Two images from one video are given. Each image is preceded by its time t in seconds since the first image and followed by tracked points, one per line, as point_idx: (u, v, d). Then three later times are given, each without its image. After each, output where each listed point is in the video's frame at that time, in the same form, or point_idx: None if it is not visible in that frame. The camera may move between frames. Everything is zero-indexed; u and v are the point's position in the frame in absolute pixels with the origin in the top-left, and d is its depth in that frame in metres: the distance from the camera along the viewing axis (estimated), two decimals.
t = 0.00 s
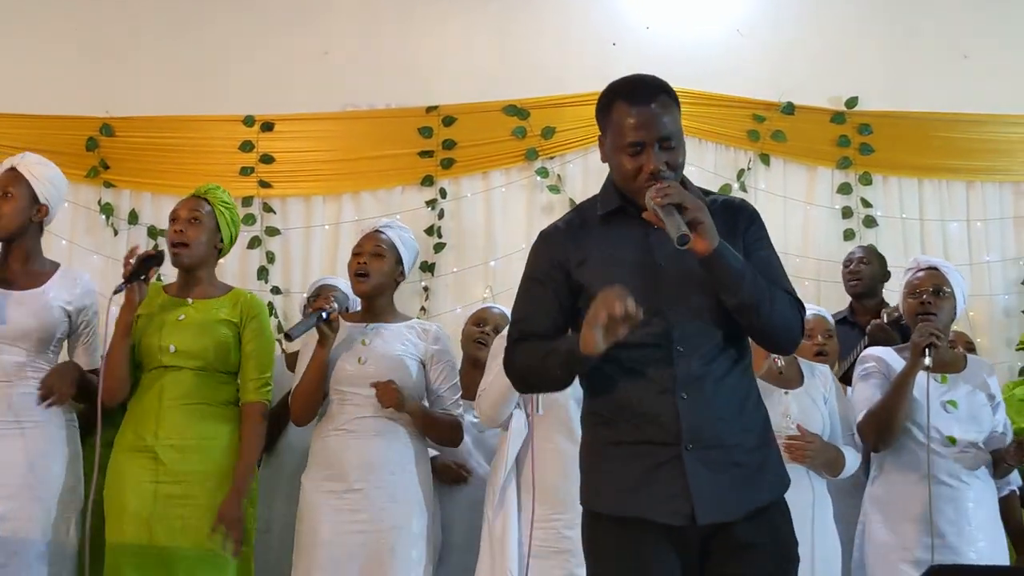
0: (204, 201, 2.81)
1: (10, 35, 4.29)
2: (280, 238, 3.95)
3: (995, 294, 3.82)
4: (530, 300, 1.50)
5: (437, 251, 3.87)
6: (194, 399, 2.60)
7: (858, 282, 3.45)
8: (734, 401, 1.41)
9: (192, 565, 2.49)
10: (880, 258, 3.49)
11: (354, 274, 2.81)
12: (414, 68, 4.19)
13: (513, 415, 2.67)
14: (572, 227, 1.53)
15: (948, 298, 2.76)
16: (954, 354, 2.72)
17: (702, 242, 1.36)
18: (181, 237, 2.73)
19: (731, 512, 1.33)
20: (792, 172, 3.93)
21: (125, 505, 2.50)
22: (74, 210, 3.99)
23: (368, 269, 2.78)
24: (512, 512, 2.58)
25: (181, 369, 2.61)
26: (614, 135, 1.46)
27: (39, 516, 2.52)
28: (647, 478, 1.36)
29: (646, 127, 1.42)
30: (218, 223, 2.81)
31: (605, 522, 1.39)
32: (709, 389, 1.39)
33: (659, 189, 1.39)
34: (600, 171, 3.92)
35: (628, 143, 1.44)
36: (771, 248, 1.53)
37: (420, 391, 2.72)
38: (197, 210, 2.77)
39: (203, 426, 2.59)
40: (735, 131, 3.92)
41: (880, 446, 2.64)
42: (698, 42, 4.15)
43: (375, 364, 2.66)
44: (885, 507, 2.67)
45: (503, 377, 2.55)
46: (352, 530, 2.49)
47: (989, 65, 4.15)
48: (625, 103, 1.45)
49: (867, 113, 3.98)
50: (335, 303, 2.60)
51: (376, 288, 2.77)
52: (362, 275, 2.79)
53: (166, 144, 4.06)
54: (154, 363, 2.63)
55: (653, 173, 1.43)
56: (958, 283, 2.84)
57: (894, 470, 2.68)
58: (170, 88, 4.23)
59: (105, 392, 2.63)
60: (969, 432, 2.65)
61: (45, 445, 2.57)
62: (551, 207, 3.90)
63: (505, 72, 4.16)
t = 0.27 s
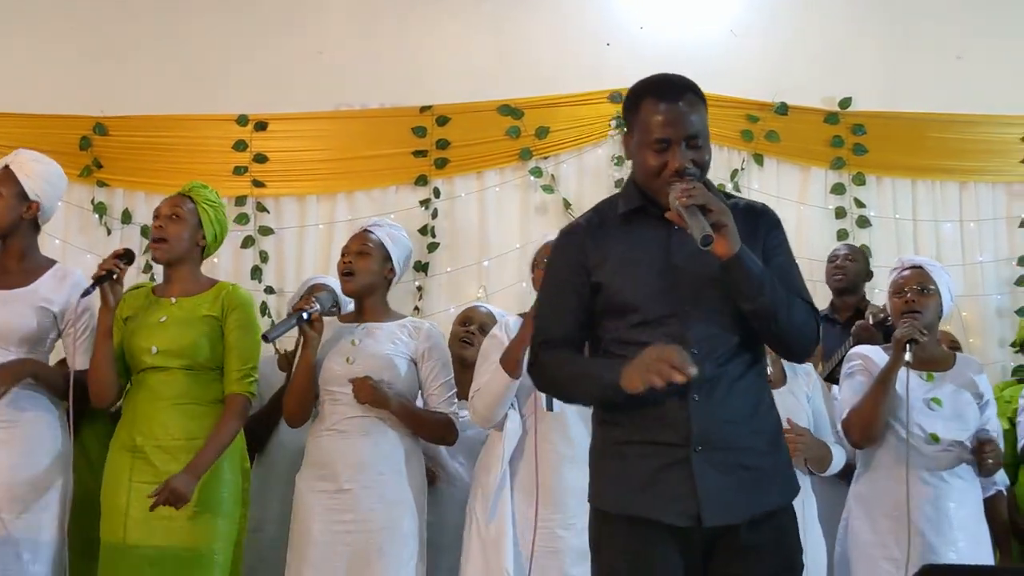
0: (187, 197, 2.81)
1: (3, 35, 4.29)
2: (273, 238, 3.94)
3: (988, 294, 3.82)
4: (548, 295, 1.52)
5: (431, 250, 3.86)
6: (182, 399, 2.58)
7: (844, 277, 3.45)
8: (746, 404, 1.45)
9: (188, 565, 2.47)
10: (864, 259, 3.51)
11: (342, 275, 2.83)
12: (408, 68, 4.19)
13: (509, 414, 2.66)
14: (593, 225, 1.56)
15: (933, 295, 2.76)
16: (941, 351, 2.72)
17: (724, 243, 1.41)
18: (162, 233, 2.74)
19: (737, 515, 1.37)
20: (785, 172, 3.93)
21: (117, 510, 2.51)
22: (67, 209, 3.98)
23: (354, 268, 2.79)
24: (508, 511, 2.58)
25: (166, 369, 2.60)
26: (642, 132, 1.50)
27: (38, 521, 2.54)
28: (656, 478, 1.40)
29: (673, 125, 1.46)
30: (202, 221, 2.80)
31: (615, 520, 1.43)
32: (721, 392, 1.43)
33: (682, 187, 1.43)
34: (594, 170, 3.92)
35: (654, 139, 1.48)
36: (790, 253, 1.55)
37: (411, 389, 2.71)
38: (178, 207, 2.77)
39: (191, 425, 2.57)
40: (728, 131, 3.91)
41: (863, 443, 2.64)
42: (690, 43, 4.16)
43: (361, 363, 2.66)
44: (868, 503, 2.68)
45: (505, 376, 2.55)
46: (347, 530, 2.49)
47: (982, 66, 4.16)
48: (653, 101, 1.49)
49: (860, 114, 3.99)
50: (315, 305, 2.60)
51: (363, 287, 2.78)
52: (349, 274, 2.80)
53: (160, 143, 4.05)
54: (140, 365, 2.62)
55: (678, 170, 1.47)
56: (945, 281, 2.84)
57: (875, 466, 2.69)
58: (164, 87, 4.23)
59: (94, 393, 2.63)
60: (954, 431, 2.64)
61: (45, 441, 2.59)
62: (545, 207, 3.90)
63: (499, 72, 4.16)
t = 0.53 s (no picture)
0: (174, 197, 2.81)
1: None
2: (267, 237, 3.95)
3: (982, 294, 3.83)
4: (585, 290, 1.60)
5: (425, 250, 3.86)
6: (173, 397, 2.58)
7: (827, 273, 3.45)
8: (772, 406, 1.50)
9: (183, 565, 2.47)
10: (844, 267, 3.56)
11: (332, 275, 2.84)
12: (403, 66, 4.19)
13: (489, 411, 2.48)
14: (630, 218, 1.62)
15: (912, 293, 2.80)
16: (924, 348, 2.76)
17: (752, 241, 1.44)
18: (149, 233, 2.73)
19: (754, 519, 1.43)
20: (779, 172, 3.94)
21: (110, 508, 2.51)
22: (61, 208, 3.99)
23: (342, 268, 2.81)
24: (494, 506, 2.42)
25: (158, 368, 2.59)
26: (684, 124, 1.54)
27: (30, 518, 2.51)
28: (676, 476, 1.47)
29: (719, 120, 1.50)
30: (188, 220, 2.79)
31: (634, 517, 1.50)
32: (746, 393, 1.48)
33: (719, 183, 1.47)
34: (588, 170, 3.92)
35: (697, 132, 1.52)
36: (826, 257, 1.59)
37: (405, 386, 2.71)
38: (165, 206, 2.77)
39: (183, 423, 2.57)
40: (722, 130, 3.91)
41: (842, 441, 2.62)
42: (686, 42, 4.15)
43: (350, 359, 2.66)
44: (849, 501, 2.67)
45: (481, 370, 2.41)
46: (341, 530, 2.49)
47: (977, 66, 4.16)
48: (701, 95, 1.53)
49: (854, 113, 3.99)
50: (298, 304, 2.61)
51: (351, 286, 2.80)
52: (337, 274, 2.81)
53: (154, 142, 4.05)
54: (132, 364, 2.62)
55: (716, 164, 1.50)
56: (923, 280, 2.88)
57: (854, 463, 2.68)
58: (159, 86, 4.22)
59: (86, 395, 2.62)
60: (935, 428, 2.64)
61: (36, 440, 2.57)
62: (539, 206, 3.90)
63: (494, 71, 4.16)
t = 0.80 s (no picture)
0: (170, 197, 2.78)
1: None
2: (263, 236, 3.95)
3: (977, 293, 3.84)
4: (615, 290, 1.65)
5: (421, 249, 3.87)
6: (174, 398, 2.61)
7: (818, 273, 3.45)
8: (798, 411, 1.51)
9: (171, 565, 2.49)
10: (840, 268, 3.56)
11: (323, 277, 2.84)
12: (399, 65, 4.19)
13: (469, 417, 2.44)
14: (665, 221, 1.66)
15: (894, 295, 2.79)
16: (908, 349, 2.76)
17: (778, 247, 1.46)
18: (153, 236, 2.71)
19: (776, 524, 1.45)
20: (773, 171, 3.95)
21: (108, 503, 2.51)
22: (56, 207, 4.00)
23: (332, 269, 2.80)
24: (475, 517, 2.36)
25: (167, 368, 2.63)
26: (719, 127, 1.56)
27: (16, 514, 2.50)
28: (699, 478, 1.50)
29: (753, 125, 1.52)
30: (186, 222, 2.79)
31: (656, 519, 1.53)
32: (769, 399, 1.50)
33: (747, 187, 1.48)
34: (583, 169, 3.92)
35: (730, 135, 1.54)
36: (865, 263, 1.58)
37: (398, 386, 2.70)
38: (166, 207, 2.75)
39: (182, 425, 2.60)
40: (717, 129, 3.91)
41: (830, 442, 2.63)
42: (681, 41, 4.15)
43: (342, 360, 2.66)
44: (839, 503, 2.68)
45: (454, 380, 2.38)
46: (336, 529, 2.49)
47: (973, 66, 4.17)
48: (738, 99, 1.54)
49: (849, 113, 3.99)
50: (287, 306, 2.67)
51: (342, 287, 2.80)
52: (327, 276, 2.81)
53: (148, 141, 4.04)
54: (137, 362, 2.63)
55: (747, 167, 1.52)
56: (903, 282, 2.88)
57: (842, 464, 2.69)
58: (154, 85, 4.22)
59: (83, 393, 2.61)
60: (923, 428, 2.64)
61: (26, 443, 2.56)
62: (534, 206, 3.90)
63: (490, 71, 4.15)
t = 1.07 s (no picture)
0: (171, 195, 2.79)
1: None
2: (257, 235, 3.94)
3: (972, 293, 3.84)
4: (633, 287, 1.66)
5: (416, 248, 3.86)
6: (171, 398, 2.63)
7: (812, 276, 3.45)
8: (811, 410, 1.49)
9: (163, 563, 2.52)
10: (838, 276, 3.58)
11: (316, 275, 2.83)
12: (394, 65, 4.19)
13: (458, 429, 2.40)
14: (680, 220, 1.65)
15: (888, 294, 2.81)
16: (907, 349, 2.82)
17: (788, 247, 1.44)
18: (158, 232, 2.71)
19: (784, 523, 1.44)
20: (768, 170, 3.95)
21: (107, 503, 2.51)
22: (50, 206, 3.99)
23: (327, 270, 2.80)
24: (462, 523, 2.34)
25: (167, 366, 2.63)
26: (738, 125, 1.55)
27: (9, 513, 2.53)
28: (707, 476, 1.49)
29: (770, 124, 1.50)
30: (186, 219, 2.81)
31: (667, 514, 1.53)
32: (781, 397, 1.48)
33: (758, 186, 1.47)
34: (579, 168, 3.93)
35: (747, 134, 1.53)
36: (881, 266, 1.56)
37: (392, 388, 2.71)
38: (169, 204, 2.76)
39: (178, 425, 2.63)
40: (711, 128, 3.91)
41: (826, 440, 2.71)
42: (676, 41, 4.15)
43: (341, 361, 2.66)
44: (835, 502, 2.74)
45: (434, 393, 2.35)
46: (331, 530, 2.48)
47: (967, 66, 4.17)
48: (756, 98, 1.53)
49: (845, 113, 3.98)
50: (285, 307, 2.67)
51: (339, 288, 2.79)
52: (322, 275, 2.80)
53: (143, 140, 4.04)
54: (137, 360, 2.61)
55: (761, 166, 1.51)
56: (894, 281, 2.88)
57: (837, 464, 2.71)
58: (149, 84, 4.21)
59: (83, 385, 2.54)
60: (920, 427, 2.72)
61: (17, 440, 2.59)
62: (529, 204, 3.91)
63: (486, 70, 4.15)
